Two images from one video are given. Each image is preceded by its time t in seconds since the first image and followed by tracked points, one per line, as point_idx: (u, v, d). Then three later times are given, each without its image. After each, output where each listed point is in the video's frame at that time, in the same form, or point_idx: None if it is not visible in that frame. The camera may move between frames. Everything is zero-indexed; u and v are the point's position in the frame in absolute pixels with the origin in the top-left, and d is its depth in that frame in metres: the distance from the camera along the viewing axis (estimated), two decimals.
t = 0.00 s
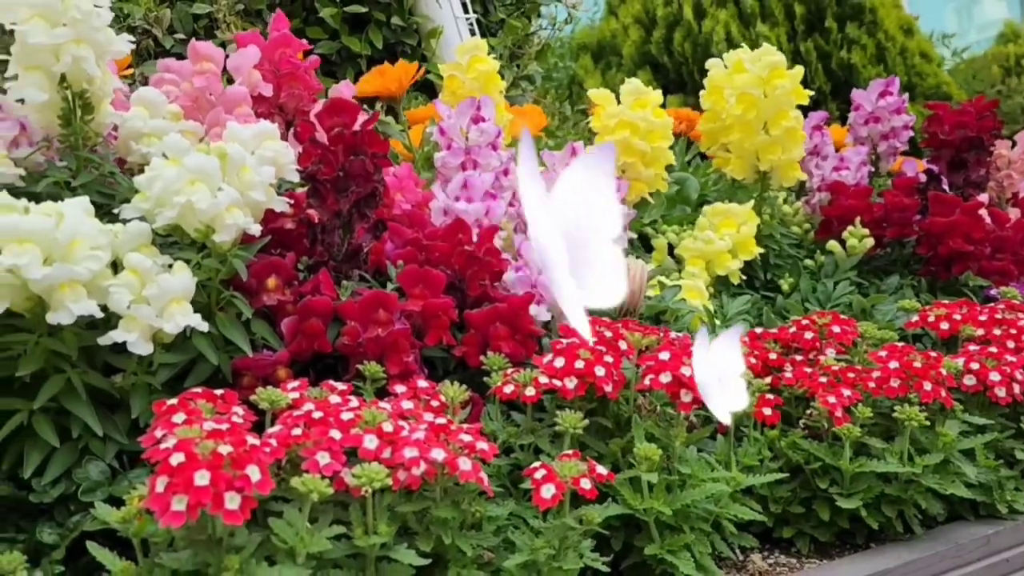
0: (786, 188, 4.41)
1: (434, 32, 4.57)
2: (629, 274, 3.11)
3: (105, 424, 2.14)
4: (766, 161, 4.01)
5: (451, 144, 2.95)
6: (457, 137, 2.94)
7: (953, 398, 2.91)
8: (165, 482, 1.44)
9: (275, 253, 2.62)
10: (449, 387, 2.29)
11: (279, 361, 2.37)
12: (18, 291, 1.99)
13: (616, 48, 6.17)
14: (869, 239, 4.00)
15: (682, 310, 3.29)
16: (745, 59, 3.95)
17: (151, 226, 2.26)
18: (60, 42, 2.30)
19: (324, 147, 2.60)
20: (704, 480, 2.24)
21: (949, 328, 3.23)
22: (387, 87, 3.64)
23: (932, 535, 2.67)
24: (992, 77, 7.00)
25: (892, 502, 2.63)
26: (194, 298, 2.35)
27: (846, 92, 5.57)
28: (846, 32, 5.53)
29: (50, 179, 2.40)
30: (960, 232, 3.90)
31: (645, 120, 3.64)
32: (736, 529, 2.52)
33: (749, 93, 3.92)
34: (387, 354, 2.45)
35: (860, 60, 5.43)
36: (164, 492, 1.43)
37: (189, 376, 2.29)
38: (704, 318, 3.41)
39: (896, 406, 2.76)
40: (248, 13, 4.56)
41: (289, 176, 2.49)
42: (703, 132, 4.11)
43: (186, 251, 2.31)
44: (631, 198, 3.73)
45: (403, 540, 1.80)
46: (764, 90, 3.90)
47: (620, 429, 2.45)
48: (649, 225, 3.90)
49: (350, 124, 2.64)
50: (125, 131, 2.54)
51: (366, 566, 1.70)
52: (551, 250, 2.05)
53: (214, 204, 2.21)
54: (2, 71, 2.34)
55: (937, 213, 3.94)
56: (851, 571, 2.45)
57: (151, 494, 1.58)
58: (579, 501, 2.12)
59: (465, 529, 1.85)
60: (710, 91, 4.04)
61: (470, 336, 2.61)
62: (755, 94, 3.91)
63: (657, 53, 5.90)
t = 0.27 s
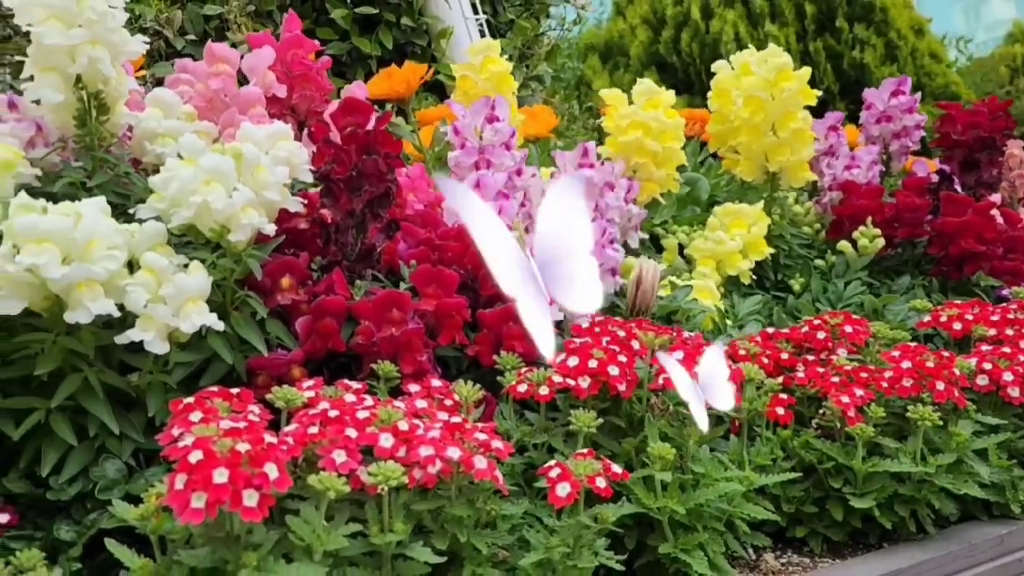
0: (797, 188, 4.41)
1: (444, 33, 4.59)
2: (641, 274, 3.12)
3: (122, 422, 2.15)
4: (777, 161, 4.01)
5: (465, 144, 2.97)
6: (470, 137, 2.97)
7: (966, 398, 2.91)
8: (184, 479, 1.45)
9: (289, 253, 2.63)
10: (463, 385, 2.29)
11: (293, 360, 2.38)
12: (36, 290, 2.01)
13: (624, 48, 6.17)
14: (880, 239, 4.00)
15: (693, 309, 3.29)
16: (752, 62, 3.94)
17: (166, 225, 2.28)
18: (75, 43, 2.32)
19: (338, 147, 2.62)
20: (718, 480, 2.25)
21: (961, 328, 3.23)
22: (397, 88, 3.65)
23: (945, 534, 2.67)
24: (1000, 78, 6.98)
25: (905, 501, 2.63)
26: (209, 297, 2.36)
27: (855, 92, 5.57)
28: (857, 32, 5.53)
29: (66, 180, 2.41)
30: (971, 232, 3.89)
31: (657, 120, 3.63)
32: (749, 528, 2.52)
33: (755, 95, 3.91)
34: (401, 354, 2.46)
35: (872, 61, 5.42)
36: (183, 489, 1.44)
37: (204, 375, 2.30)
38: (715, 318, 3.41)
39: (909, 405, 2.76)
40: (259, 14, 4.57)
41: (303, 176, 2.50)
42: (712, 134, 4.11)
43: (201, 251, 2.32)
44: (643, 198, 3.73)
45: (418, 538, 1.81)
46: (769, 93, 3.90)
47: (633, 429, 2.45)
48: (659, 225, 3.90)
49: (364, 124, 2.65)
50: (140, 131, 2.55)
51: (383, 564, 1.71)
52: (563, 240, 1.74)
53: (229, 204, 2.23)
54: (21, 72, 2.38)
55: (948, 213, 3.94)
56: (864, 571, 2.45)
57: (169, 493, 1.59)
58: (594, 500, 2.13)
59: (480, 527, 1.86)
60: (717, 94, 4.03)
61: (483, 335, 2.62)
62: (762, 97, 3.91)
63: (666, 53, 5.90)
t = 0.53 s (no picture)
0: (808, 188, 4.40)
1: (454, 35, 4.59)
2: (653, 275, 3.12)
3: (139, 421, 2.17)
4: (789, 161, 4.01)
5: (475, 145, 2.97)
6: (480, 138, 2.98)
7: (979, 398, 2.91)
8: (204, 477, 1.46)
9: (302, 253, 2.62)
10: (477, 385, 2.29)
11: (309, 360, 2.38)
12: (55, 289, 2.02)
13: (631, 50, 6.17)
14: (892, 239, 3.99)
15: (706, 310, 3.29)
16: (764, 60, 3.93)
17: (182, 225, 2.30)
18: (93, 44, 2.34)
19: (352, 147, 2.63)
20: (731, 479, 2.25)
21: (974, 328, 3.22)
22: (409, 90, 3.65)
23: (959, 535, 2.67)
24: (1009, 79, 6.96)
25: (919, 501, 2.63)
26: (224, 297, 2.37)
27: (864, 93, 5.57)
28: (866, 31, 5.53)
29: (83, 180, 2.42)
30: (983, 232, 3.88)
31: (668, 120, 3.64)
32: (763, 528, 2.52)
33: (768, 94, 3.91)
34: (416, 353, 2.47)
35: (882, 61, 5.42)
36: (203, 487, 1.45)
37: (220, 374, 2.31)
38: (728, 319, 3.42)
39: (922, 406, 2.76)
40: (269, 16, 4.58)
41: (317, 177, 2.51)
42: (725, 132, 4.11)
43: (216, 251, 2.34)
44: (654, 199, 3.73)
45: (434, 536, 1.81)
46: (783, 91, 3.90)
47: (647, 428, 2.46)
48: (670, 226, 3.91)
49: (377, 125, 2.66)
50: (155, 132, 2.57)
51: (399, 562, 1.72)
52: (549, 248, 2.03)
53: (245, 204, 2.24)
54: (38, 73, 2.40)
55: (960, 213, 3.93)
56: (878, 571, 2.45)
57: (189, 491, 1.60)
58: (609, 499, 2.13)
59: (496, 526, 1.87)
60: (732, 91, 4.03)
61: (496, 335, 2.63)
62: (777, 95, 3.91)
63: (674, 54, 5.90)
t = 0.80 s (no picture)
0: (819, 188, 4.41)
1: (463, 36, 4.62)
2: (666, 275, 3.14)
3: (157, 420, 2.19)
4: (801, 161, 4.02)
5: (489, 145, 2.96)
6: (495, 138, 2.96)
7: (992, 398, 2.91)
8: (225, 475, 1.47)
9: (318, 254, 2.64)
10: (492, 385, 2.30)
11: (325, 359, 2.39)
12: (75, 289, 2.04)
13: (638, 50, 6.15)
14: (904, 240, 3.99)
15: (719, 310, 3.30)
16: (780, 59, 3.92)
17: (199, 226, 2.32)
18: (111, 47, 2.37)
19: (369, 147, 2.65)
20: (746, 479, 2.26)
21: (987, 328, 3.22)
22: (422, 91, 3.67)
23: (972, 535, 2.67)
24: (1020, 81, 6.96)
25: (932, 502, 2.63)
26: (242, 297, 2.40)
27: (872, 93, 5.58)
28: (876, 32, 5.53)
29: (101, 180, 2.45)
30: (996, 233, 3.88)
31: (680, 121, 3.64)
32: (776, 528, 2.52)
33: (782, 93, 3.91)
34: (431, 353, 2.48)
35: (890, 60, 5.43)
36: (224, 485, 1.47)
37: (237, 373, 2.33)
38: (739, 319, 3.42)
39: (936, 406, 2.76)
40: (281, 18, 4.59)
41: (332, 177, 2.53)
42: (738, 132, 4.13)
43: (233, 251, 2.36)
44: (666, 199, 3.74)
45: (452, 535, 1.83)
46: (797, 90, 3.89)
47: (660, 428, 2.47)
48: (681, 226, 3.91)
49: (395, 125, 2.67)
50: (171, 133, 2.59)
51: (417, 560, 1.73)
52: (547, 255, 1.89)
53: (263, 204, 2.26)
54: (58, 75, 2.43)
55: (973, 213, 3.93)
56: (892, 571, 2.45)
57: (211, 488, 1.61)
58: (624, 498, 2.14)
59: (512, 525, 1.88)
60: (745, 89, 4.05)
61: (510, 335, 2.64)
62: (790, 94, 3.90)
63: (681, 54, 5.89)
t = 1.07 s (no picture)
0: (831, 189, 4.41)
1: (476, 37, 4.61)
2: (680, 275, 3.15)
3: (176, 419, 2.21)
4: (813, 162, 4.02)
5: (503, 146, 2.99)
6: (508, 139, 3.00)
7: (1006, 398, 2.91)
8: (248, 472, 1.49)
9: (334, 254, 2.67)
10: (508, 384, 2.31)
11: (341, 359, 2.41)
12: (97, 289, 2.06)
13: (647, 52, 6.10)
14: (916, 240, 3.99)
15: (732, 310, 3.30)
16: (791, 61, 3.94)
17: (218, 226, 2.34)
18: (133, 49, 2.39)
19: (384, 150, 2.66)
20: (761, 478, 2.27)
21: (1000, 328, 3.22)
22: (436, 91, 3.69)
23: (987, 535, 2.68)
24: None
25: (947, 502, 2.64)
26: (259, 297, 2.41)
27: (881, 94, 5.58)
28: (884, 32, 5.53)
29: (121, 182, 2.47)
30: (1009, 233, 3.88)
31: (692, 122, 3.66)
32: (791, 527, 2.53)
33: (794, 94, 3.92)
34: (447, 352, 2.49)
35: (899, 61, 5.44)
36: (247, 482, 1.48)
37: (255, 372, 2.35)
38: (752, 319, 3.43)
39: (950, 406, 2.77)
40: (293, 20, 4.60)
41: (348, 179, 2.55)
42: (748, 134, 4.12)
43: (251, 251, 2.38)
44: (678, 200, 3.75)
45: (470, 533, 1.84)
46: (809, 91, 3.90)
47: (675, 428, 2.48)
48: (693, 226, 3.92)
49: (409, 126, 2.68)
50: (188, 135, 2.62)
51: (436, 558, 1.74)
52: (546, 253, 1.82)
53: (282, 205, 2.28)
54: (79, 76, 2.46)
55: (986, 213, 3.93)
56: (907, 571, 2.45)
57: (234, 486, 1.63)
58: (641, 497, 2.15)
59: (530, 523, 1.89)
60: (755, 92, 4.07)
61: (525, 335, 2.65)
62: (802, 96, 3.92)
63: (689, 55, 5.85)
